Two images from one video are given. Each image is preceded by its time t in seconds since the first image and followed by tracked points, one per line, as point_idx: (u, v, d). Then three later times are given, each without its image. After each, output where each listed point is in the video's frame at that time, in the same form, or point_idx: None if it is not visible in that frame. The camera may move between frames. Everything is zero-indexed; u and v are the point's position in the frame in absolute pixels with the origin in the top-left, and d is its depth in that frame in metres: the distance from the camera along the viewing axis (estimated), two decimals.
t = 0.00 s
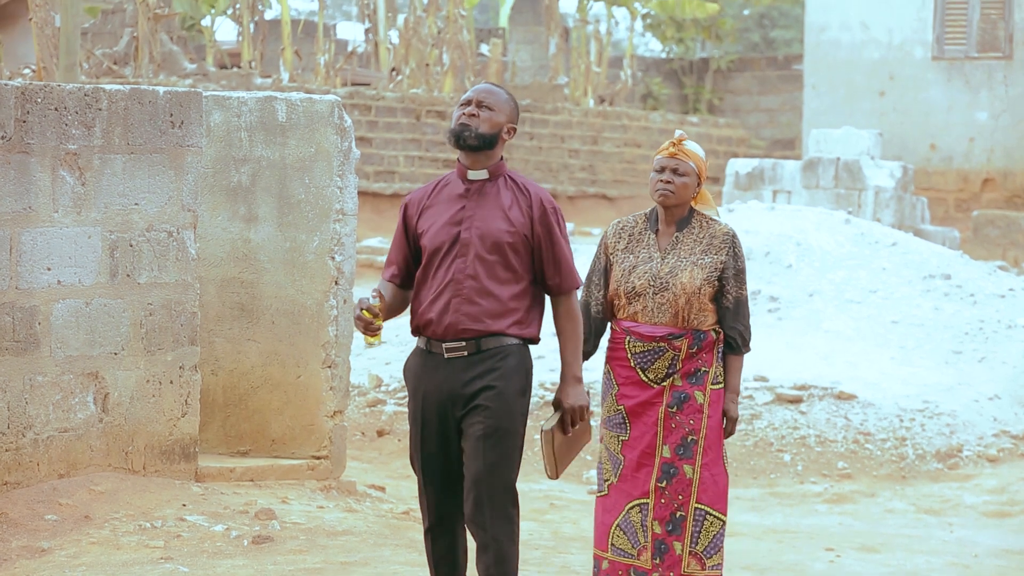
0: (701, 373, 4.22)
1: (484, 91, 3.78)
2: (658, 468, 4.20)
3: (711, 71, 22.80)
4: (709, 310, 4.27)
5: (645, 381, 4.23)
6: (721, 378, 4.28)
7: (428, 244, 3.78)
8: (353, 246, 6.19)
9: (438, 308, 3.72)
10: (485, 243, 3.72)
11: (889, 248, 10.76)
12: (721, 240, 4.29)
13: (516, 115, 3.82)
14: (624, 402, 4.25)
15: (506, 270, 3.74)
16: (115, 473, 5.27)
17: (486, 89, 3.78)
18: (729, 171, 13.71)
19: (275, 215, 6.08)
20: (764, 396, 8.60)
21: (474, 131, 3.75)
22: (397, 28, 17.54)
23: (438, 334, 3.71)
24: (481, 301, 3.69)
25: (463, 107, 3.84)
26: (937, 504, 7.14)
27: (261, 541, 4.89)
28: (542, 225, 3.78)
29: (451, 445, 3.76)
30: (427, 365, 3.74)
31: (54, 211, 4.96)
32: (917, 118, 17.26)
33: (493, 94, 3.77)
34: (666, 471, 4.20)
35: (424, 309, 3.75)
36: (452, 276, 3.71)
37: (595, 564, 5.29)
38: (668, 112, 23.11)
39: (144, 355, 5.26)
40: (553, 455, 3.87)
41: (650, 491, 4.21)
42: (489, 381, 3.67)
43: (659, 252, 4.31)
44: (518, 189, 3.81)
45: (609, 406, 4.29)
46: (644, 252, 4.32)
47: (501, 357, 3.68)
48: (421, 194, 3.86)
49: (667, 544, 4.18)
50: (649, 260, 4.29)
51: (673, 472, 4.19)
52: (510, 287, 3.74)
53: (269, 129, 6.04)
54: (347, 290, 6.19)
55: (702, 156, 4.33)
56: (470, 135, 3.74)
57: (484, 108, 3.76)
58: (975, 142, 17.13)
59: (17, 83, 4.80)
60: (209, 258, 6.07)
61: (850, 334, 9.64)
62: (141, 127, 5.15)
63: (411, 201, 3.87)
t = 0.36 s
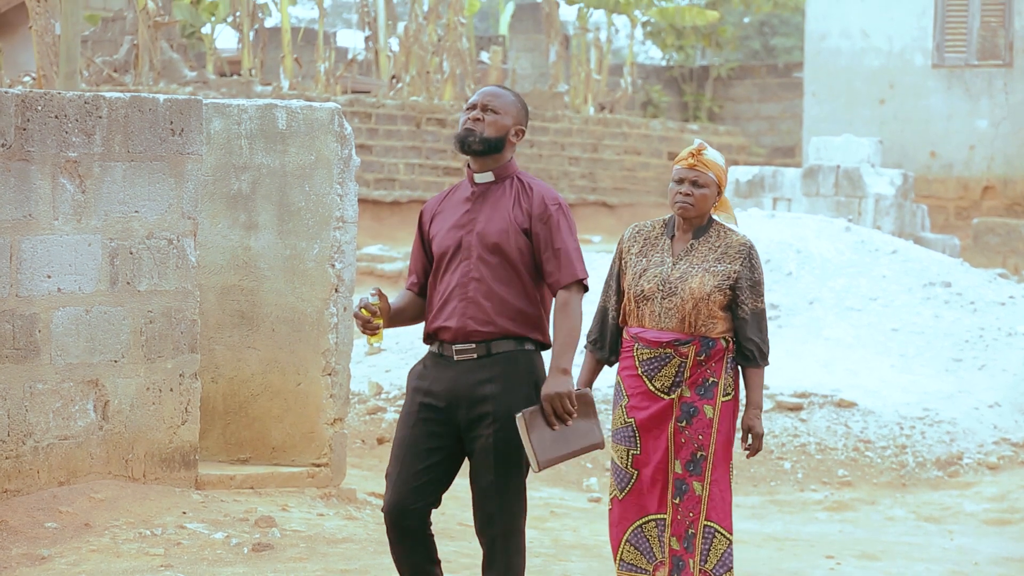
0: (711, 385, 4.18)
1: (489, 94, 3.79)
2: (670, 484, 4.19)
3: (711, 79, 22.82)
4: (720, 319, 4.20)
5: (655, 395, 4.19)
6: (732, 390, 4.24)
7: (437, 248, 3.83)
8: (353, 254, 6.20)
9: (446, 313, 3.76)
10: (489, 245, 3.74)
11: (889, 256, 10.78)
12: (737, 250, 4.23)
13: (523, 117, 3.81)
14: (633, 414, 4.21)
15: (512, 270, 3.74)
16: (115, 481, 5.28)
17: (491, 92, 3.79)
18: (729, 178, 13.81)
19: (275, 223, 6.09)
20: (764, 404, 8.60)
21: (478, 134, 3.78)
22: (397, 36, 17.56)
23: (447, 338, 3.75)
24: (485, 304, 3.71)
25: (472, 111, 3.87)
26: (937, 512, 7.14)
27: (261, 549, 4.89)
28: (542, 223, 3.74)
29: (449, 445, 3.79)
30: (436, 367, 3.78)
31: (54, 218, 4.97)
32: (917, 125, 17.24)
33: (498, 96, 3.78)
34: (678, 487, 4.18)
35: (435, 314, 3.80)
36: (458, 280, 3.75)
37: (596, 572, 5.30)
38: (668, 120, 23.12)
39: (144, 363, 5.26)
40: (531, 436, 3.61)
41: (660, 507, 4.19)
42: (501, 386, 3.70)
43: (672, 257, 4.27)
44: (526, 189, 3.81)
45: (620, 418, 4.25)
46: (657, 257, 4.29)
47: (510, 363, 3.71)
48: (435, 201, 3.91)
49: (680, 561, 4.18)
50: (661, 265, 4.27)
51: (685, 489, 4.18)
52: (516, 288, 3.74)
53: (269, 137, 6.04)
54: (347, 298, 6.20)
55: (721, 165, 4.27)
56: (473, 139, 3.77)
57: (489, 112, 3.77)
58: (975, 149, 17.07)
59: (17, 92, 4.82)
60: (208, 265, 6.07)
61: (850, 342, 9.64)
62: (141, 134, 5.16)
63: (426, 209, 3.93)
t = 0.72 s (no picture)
0: (709, 397, 4.04)
1: (478, 99, 3.74)
2: (659, 492, 4.05)
3: (712, 86, 22.85)
4: (716, 327, 4.07)
5: (649, 401, 4.07)
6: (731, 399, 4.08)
7: (425, 253, 3.77)
8: (354, 261, 6.22)
9: (436, 321, 3.68)
10: (482, 250, 3.68)
11: (890, 263, 10.79)
12: (731, 255, 4.10)
13: (514, 122, 3.77)
14: (627, 418, 4.10)
15: (504, 278, 3.69)
16: (115, 487, 5.28)
17: (480, 96, 3.74)
18: (729, 186, 13.85)
19: (275, 229, 6.09)
20: (765, 411, 8.62)
21: (468, 139, 3.72)
22: (397, 43, 17.57)
23: (438, 347, 3.67)
24: (478, 312, 3.64)
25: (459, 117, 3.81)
26: (938, 519, 7.13)
27: (261, 555, 4.89)
28: (537, 230, 3.69)
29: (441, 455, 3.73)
30: (426, 376, 3.70)
31: (55, 224, 4.97)
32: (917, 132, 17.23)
33: (488, 101, 3.73)
34: (666, 496, 4.04)
35: (424, 322, 3.72)
36: (449, 287, 3.68)
37: None
38: (669, 126, 23.14)
39: (144, 369, 5.26)
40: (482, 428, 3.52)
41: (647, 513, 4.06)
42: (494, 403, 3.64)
43: (666, 267, 4.16)
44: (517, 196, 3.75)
45: (614, 419, 4.15)
46: (652, 266, 4.18)
47: (502, 377, 3.66)
48: (421, 205, 3.84)
49: (661, 571, 4.06)
50: (655, 275, 4.15)
51: (675, 498, 4.04)
52: (507, 296, 3.68)
53: (269, 143, 6.04)
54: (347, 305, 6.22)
55: (715, 170, 4.14)
56: (465, 144, 3.71)
57: (479, 116, 3.73)
58: (976, 156, 17.07)
59: (17, 98, 4.82)
60: (209, 271, 6.07)
61: (851, 348, 9.64)
62: (141, 141, 5.16)
63: (412, 213, 3.85)
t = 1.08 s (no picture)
0: (677, 414, 4.25)
1: (445, 101, 3.60)
2: (635, 516, 4.23)
3: (712, 90, 22.85)
4: (683, 341, 4.29)
5: (617, 422, 4.26)
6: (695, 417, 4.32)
7: (385, 254, 3.55)
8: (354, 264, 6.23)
9: (400, 324, 3.49)
10: (451, 256, 3.53)
11: (890, 267, 10.81)
12: (694, 270, 4.33)
13: (477, 125, 3.63)
14: (597, 445, 4.27)
15: (470, 287, 3.56)
16: (115, 491, 5.28)
17: (447, 100, 3.61)
18: (729, 190, 13.84)
19: (275, 232, 6.09)
20: (765, 414, 8.61)
21: (433, 143, 3.57)
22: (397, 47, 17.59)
23: (401, 352, 3.48)
24: (447, 319, 3.49)
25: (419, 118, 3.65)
26: (938, 523, 7.13)
27: (261, 560, 4.89)
28: (508, 241, 3.61)
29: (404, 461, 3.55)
30: (383, 382, 3.50)
31: (55, 228, 4.98)
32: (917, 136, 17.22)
33: (453, 104, 3.60)
34: (642, 519, 4.23)
35: (383, 324, 3.52)
36: (415, 290, 3.50)
37: None
38: (669, 130, 23.15)
39: (144, 373, 5.26)
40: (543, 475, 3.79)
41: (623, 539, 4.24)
42: (460, 409, 3.49)
43: (629, 281, 4.37)
44: (480, 202, 3.63)
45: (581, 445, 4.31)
46: (613, 282, 4.39)
47: (465, 384, 3.50)
48: (376, 202, 3.63)
49: None
50: (619, 290, 4.36)
51: (651, 520, 4.23)
52: (474, 305, 3.55)
53: (270, 147, 6.04)
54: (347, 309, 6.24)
55: (673, 182, 4.38)
56: (430, 147, 3.56)
57: (443, 119, 3.58)
58: (976, 160, 17.07)
59: (17, 102, 4.82)
60: (209, 276, 6.07)
61: (851, 353, 9.65)
62: (141, 145, 5.16)
63: (365, 211, 3.63)
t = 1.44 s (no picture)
0: (639, 407, 4.11)
1: (416, 102, 3.57)
2: (595, 506, 4.13)
3: (712, 92, 22.86)
4: (647, 341, 4.15)
5: (581, 421, 4.15)
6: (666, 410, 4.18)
7: (355, 255, 3.48)
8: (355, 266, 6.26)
9: (372, 327, 3.44)
10: (424, 260, 3.50)
11: (890, 270, 10.83)
12: (657, 267, 4.18)
13: (445, 125, 3.61)
14: (560, 442, 4.19)
15: (440, 290, 3.54)
16: (116, 493, 5.28)
17: (418, 100, 3.57)
18: (729, 192, 13.75)
19: (275, 234, 6.10)
20: (765, 417, 8.63)
21: (402, 144, 3.53)
22: (397, 49, 17.60)
23: (373, 355, 3.44)
24: (420, 322, 3.47)
25: (386, 117, 3.60)
26: (938, 525, 7.12)
27: (262, 562, 4.89)
28: (476, 244, 3.62)
29: (376, 468, 3.52)
30: (351, 387, 3.45)
31: (56, 230, 4.97)
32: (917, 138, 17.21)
33: (421, 103, 3.57)
34: (600, 509, 4.11)
35: (352, 326, 3.46)
36: (387, 293, 3.45)
37: None
38: (669, 132, 23.14)
39: (144, 376, 5.27)
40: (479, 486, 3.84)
41: (588, 532, 4.15)
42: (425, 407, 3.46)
43: (590, 282, 4.21)
44: (447, 205, 3.61)
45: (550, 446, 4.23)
46: (575, 284, 4.23)
47: (433, 385, 3.48)
48: (341, 201, 3.55)
49: None
50: (579, 292, 4.20)
51: (607, 509, 4.10)
52: (444, 307, 3.54)
53: (270, 149, 6.05)
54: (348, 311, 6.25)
55: (634, 181, 4.22)
56: (401, 149, 3.52)
57: (413, 119, 3.55)
58: (976, 163, 17.07)
59: (18, 105, 4.82)
60: (209, 278, 6.06)
61: (851, 354, 9.64)
62: (141, 147, 5.16)
63: (330, 209, 3.54)
